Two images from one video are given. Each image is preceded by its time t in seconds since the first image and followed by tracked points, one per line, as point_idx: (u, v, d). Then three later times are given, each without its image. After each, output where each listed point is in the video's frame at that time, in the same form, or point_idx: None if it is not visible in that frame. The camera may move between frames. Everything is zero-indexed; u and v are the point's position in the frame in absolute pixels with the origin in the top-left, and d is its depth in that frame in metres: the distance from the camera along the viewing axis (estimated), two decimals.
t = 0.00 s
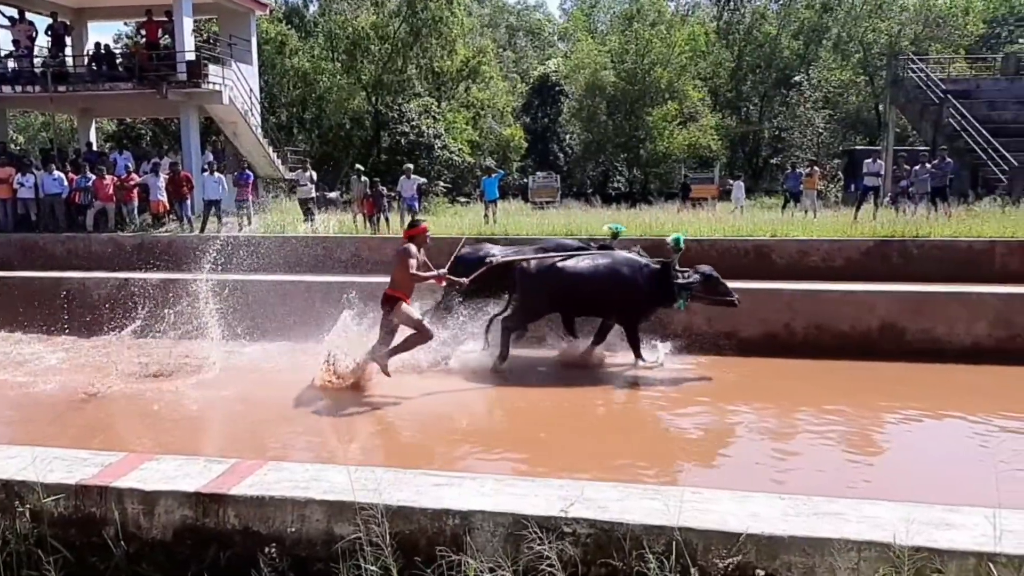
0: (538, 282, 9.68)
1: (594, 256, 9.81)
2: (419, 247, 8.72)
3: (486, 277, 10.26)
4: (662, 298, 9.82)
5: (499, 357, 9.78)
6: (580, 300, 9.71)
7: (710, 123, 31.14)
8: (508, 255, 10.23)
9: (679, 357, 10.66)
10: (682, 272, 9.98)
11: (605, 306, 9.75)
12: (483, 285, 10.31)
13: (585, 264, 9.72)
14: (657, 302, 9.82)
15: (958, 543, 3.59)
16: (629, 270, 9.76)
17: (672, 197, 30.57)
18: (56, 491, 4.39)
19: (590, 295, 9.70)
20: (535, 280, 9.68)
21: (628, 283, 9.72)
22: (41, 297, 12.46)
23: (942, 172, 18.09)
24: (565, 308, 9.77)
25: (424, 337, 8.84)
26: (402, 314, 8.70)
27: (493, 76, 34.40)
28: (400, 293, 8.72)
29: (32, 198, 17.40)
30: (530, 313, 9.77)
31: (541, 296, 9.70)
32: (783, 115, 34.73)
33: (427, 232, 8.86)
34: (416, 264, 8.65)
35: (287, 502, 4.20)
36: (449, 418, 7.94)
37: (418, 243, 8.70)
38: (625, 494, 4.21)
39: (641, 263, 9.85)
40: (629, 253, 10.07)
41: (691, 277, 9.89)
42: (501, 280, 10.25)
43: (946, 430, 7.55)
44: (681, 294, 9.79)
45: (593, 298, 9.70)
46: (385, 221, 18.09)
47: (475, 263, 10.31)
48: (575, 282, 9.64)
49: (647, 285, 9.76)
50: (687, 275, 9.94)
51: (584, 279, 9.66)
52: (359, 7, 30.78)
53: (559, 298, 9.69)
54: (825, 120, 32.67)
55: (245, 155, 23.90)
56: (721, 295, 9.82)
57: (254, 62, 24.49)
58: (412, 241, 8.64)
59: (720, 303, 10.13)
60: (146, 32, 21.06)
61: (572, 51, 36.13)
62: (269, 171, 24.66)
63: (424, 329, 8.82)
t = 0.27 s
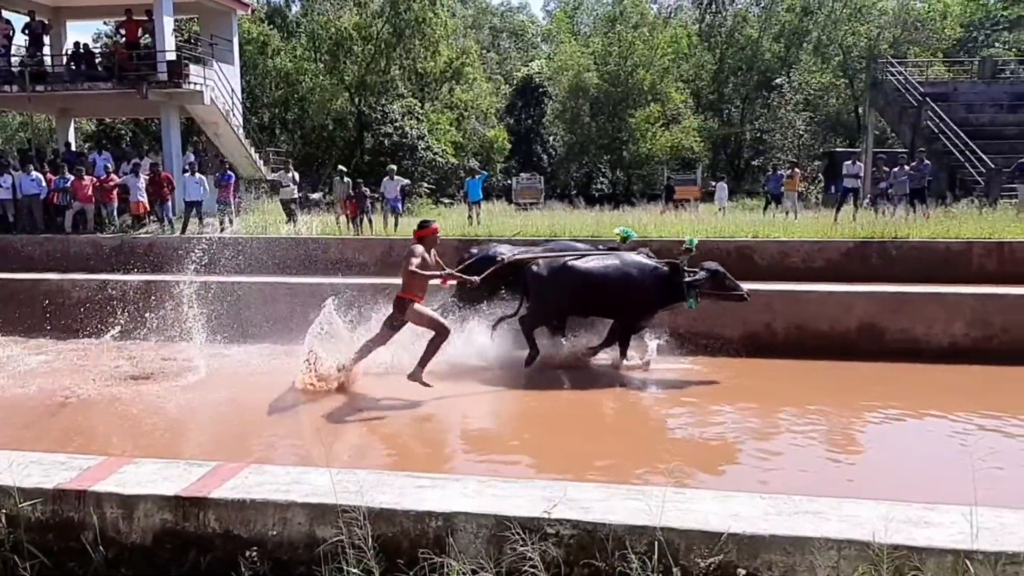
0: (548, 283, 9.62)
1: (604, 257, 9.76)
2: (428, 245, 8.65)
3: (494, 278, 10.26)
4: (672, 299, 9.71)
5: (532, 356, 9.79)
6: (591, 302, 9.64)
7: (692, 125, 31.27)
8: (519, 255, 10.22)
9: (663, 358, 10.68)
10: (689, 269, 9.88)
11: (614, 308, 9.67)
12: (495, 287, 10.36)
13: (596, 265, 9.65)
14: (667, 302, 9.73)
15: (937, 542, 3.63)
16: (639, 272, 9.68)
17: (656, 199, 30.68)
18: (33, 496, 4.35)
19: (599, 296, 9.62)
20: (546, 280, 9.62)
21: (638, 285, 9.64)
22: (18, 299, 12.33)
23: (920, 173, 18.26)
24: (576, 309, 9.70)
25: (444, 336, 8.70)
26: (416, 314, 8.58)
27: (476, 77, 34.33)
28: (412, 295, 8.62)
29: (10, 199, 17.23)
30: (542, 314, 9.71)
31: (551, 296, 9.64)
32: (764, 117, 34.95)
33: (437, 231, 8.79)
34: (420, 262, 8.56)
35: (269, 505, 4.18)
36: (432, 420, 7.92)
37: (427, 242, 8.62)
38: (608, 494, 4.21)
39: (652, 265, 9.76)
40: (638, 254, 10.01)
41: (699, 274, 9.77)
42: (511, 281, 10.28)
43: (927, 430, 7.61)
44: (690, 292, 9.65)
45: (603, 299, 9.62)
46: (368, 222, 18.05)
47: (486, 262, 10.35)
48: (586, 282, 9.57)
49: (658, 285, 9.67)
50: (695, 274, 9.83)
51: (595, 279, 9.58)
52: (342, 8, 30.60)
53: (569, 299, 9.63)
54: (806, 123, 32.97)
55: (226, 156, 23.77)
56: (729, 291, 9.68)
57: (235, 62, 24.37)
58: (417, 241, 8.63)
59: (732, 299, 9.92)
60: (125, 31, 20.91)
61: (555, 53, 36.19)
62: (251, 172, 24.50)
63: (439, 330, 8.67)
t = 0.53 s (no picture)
0: (558, 283, 9.69)
1: (614, 257, 9.78)
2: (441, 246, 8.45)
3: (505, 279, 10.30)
4: (680, 297, 9.65)
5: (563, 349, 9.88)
6: (601, 302, 9.66)
7: (675, 126, 31.38)
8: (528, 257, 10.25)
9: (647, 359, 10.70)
10: (695, 268, 9.81)
11: (623, 308, 9.67)
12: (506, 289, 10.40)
13: (606, 266, 9.66)
14: (675, 301, 9.66)
15: (915, 539, 3.65)
16: (648, 272, 9.66)
17: (639, 200, 30.75)
18: (10, 501, 4.29)
19: (609, 296, 9.64)
20: (556, 281, 9.69)
21: (647, 285, 9.62)
22: None
23: (898, 175, 18.41)
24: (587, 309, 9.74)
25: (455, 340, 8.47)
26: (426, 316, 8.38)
27: (459, 78, 34.14)
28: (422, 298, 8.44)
29: None
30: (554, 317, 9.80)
31: (562, 297, 9.69)
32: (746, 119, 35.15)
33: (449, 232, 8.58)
34: (428, 264, 8.35)
35: (249, 509, 4.14)
36: (414, 421, 7.88)
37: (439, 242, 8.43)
38: (590, 495, 4.21)
39: (661, 265, 9.72)
40: (648, 254, 9.99)
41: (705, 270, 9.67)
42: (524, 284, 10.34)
43: (907, 428, 7.67)
44: (698, 290, 9.56)
45: (612, 299, 9.63)
46: (350, 223, 17.98)
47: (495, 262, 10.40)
48: (594, 283, 9.60)
49: (665, 284, 9.63)
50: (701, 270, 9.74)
51: (603, 279, 9.59)
52: (324, 8, 30.45)
53: (579, 300, 9.68)
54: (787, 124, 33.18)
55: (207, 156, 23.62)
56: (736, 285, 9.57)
57: (216, 62, 24.22)
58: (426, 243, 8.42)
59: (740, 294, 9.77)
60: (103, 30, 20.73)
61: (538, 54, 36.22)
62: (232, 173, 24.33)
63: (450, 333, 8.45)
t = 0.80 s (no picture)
0: (567, 283, 9.63)
1: (622, 257, 9.82)
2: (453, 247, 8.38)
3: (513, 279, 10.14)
4: (689, 295, 9.69)
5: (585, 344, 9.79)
6: (610, 303, 9.63)
7: (657, 127, 31.50)
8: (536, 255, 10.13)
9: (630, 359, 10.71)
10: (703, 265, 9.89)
11: (633, 309, 9.65)
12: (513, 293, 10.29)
13: (615, 266, 9.67)
14: (684, 299, 9.70)
15: (892, 537, 3.68)
16: (657, 273, 9.71)
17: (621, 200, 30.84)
18: None
19: (619, 296, 9.63)
20: (565, 281, 9.63)
21: (657, 285, 9.65)
22: None
23: (878, 176, 18.56)
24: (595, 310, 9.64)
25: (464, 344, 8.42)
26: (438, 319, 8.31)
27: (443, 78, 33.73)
28: (434, 298, 8.33)
29: None
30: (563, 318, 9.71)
31: (570, 298, 9.62)
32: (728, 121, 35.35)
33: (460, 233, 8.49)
34: (440, 264, 8.27)
35: (229, 512, 4.11)
36: (397, 423, 7.86)
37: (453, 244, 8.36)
38: (572, 495, 4.21)
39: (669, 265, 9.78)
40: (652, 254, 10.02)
41: (713, 266, 9.78)
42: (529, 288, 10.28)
43: (887, 427, 7.72)
44: (705, 288, 9.70)
45: (621, 299, 9.61)
46: (332, 224, 17.91)
47: (503, 263, 10.26)
48: (603, 283, 9.58)
49: (674, 282, 9.67)
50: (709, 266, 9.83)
51: (612, 279, 9.59)
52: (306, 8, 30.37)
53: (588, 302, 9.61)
54: (768, 126, 33.43)
55: (187, 156, 23.44)
56: (744, 285, 9.70)
57: (196, 61, 24.08)
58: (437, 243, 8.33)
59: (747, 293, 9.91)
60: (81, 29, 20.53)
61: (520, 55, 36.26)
62: (212, 173, 24.16)
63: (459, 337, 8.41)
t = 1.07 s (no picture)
0: (575, 284, 9.59)
1: (631, 258, 9.74)
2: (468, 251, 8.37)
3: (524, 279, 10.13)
4: (700, 297, 9.61)
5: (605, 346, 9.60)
6: (620, 304, 9.58)
7: (637, 128, 31.59)
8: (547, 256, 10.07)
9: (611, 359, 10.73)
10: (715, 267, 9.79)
11: (643, 310, 9.61)
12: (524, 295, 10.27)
13: (624, 267, 9.60)
14: (695, 301, 9.64)
15: (868, 533, 3.72)
16: (666, 273, 9.61)
17: (602, 201, 30.90)
18: None
19: (628, 297, 9.57)
20: (573, 282, 9.60)
21: (666, 286, 9.57)
22: None
23: (855, 177, 18.70)
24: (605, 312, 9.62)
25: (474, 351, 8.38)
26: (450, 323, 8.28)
27: (423, 78, 33.69)
28: (448, 301, 8.29)
29: None
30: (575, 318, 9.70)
31: (579, 299, 9.60)
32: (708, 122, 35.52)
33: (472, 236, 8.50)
34: (456, 267, 8.26)
35: (206, 515, 4.07)
36: (376, 424, 7.83)
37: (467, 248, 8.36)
38: (553, 495, 4.21)
39: (679, 265, 9.69)
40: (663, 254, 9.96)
41: (725, 268, 9.67)
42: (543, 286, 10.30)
43: (865, 425, 7.78)
44: (717, 290, 9.59)
45: (632, 301, 9.55)
46: (312, 224, 17.81)
47: (513, 265, 10.16)
48: (613, 285, 9.51)
49: (685, 284, 9.59)
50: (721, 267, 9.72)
51: (622, 282, 9.53)
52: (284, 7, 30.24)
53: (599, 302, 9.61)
54: (747, 127, 33.64)
55: (164, 157, 23.26)
56: (755, 288, 9.59)
57: (173, 60, 23.90)
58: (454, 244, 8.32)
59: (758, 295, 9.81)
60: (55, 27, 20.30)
61: (501, 55, 36.27)
62: (189, 173, 23.99)
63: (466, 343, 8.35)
